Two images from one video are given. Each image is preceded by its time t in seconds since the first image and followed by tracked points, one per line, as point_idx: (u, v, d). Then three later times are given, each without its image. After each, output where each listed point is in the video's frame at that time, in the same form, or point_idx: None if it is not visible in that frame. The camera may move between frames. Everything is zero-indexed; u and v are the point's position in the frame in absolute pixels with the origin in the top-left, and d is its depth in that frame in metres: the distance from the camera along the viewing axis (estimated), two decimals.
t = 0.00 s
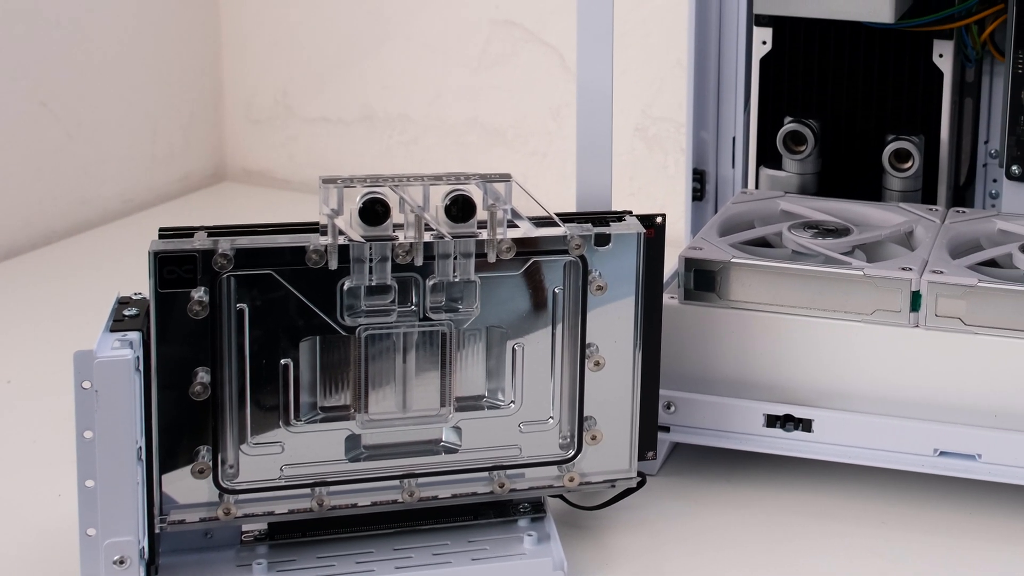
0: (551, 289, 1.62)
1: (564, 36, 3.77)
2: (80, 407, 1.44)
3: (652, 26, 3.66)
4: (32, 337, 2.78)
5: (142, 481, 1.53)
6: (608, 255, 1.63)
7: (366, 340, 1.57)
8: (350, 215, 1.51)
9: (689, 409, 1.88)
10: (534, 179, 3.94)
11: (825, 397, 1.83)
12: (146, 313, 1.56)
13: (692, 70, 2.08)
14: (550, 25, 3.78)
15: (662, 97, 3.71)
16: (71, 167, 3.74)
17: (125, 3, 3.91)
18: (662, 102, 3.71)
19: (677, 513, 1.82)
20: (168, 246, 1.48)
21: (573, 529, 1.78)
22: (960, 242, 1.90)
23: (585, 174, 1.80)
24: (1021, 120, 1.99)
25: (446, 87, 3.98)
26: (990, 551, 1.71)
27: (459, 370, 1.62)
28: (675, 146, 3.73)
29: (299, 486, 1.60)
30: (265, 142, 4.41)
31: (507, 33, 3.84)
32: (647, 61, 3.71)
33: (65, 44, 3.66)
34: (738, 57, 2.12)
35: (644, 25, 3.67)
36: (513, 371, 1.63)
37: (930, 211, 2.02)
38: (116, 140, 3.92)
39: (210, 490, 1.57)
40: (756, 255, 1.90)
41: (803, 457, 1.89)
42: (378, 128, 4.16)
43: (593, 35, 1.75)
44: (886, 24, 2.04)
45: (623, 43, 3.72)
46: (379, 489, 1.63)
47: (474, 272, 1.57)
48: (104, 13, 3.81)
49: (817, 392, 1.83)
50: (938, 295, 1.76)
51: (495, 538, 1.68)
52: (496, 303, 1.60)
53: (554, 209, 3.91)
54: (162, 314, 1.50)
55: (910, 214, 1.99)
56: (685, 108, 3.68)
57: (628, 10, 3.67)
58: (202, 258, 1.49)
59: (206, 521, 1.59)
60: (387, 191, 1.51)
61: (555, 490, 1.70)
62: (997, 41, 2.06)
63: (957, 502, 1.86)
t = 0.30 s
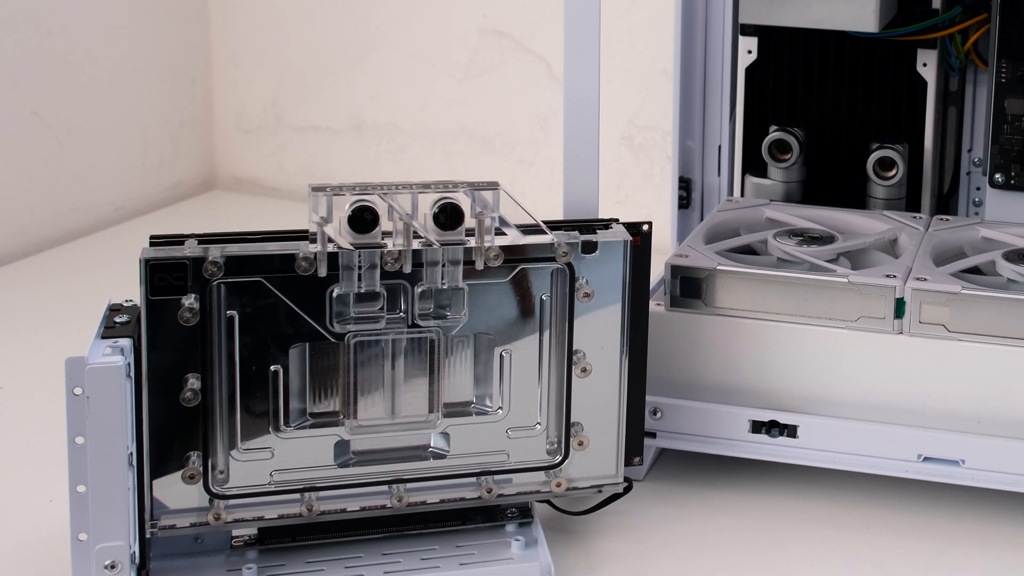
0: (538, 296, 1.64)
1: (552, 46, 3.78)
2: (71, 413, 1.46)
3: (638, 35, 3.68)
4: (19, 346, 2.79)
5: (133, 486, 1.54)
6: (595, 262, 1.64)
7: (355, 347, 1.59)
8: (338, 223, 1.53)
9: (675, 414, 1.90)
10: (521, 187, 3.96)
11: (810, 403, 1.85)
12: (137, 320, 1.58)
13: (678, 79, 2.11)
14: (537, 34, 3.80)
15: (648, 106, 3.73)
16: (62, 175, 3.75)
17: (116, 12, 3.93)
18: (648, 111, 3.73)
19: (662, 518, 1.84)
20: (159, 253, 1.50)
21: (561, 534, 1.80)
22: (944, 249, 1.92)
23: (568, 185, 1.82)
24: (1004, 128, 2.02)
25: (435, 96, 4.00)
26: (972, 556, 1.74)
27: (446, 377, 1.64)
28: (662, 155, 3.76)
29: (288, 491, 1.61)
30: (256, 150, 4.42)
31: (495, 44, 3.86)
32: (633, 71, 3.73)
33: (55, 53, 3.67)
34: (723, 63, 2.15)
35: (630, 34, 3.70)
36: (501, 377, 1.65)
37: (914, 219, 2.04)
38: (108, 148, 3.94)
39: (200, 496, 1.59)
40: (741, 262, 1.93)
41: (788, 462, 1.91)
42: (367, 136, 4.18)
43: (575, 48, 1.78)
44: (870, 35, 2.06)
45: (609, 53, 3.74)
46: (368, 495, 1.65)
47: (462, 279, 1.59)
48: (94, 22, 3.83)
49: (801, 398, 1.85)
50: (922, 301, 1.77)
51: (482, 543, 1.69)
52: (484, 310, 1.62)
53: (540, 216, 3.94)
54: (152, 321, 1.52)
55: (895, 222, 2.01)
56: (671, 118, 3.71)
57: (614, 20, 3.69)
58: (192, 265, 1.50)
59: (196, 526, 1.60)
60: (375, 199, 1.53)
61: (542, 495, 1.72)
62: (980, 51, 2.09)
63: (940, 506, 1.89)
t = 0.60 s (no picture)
0: (526, 303, 1.66)
1: (539, 54, 3.82)
2: (64, 419, 1.47)
3: (625, 45, 3.71)
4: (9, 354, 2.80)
5: (125, 491, 1.56)
6: (583, 269, 1.66)
7: (345, 353, 1.61)
8: (329, 230, 1.55)
9: (662, 420, 1.91)
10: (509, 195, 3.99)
11: (795, 408, 1.87)
12: (129, 326, 1.59)
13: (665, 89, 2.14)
14: (526, 44, 3.83)
15: (635, 115, 3.76)
16: (56, 182, 3.76)
17: (108, 20, 3.94)
18: (635, 120, 3.76)
19: (649, 523, 1.86)
20: (152, 260, 1.51)
21: (549, 538, 1.82)
22: (928, 256, 1.95)
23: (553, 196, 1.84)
24: (988, 136, 2.05)
25: (425, 104, 4.02)
26: (954, 560, 1.76)
27: (436, 383, 1.66)
28: (648, 163, 3.78)
29: (279, 495, 1.63)
30: (247, 158, 4.43)
31: (484, 52, 3.89)
32: (620, 80, 3.76)
33: (48, 61, 3.69)
34: (709, 72, 2.19)
35: (617, 44, 3.73)
36: (489, 383, 1.67)
37: (899, 226, 2.07)
38: (101, 155, 3.95)
39: (191, 500, 1.61)
40: (727, 269, 1.95)
41: (774, 467, 1.93)
42: (356, 145, 4.19)
43: (560, 62, 1.80)
44: (856, 43, 2.09)
45: (596, 62, 3.77)
46: (357, 499, 1.67)
47: (451, 286, 1.60)
48: (86, 31, 3.84)
49: (787, 404, 1.87)
50: (907, 308, 1.80)
51: (471, 547, 1.71)
52: (472, 316, 1.64)
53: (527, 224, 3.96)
54: (144, 327, 1.53)
55: (880, 228, 2.03)
56: (658, 126, 3.73)
57: (602, 30, 3.72)
58: (184, 273, 1.52)
59: (188, 530, 1.62)
60: (366, 207, 1.55)
61: (530, 500, 1.74)
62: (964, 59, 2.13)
63: (924, 511, 1.91)
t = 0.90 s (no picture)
0: (515, 310, 1.68)
1: (527, 63, 3.86)
2: (58, 423, 1.49)
3: (613, 53, 3.75)
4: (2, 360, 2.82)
5: (118, 495, 1.58)
6: (570, 276, 1.69)
7: (336, 358, 1.63)
8: (319, 237, 1.57)
9: (650, 424, 1.94)
10: (499, 202, 4.02)
11: (781, 413, 1.90)
12: (122, 332, 1.61)
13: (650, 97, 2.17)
14: (513, 54, 3.87)
15: (622, 123, 3.79)
16: (49, 190, 3.78)
17: (102, 28, 3.96)
18: (623, 128, 3.79)
19: (636, 527, 1.88)
20: (144, 267, 1.53)
21: (538, 542, 1.84)
22: (912, 263, 1.98)
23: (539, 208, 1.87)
24: (972, 144, 2.10)
25: (415, 112, 4.05)
26: (937, 564, 1.78)
27: (426, 388, 1.68)
28: (636, 170, 3.81)
29: (270, 500, 1.65)
30: (240, 165, 4.45)
31: (473, 61, 3.93)
32: (607, 89, 3.79)
33: (41, 69, 3.70)
34: (696, 81, 2.22)
35: (605, 53, 3.76)
36: (478, 388, 1.69)
37: (883, 233, 2.09)
38: (94, 163, 3.97)
39: (184, 504, 1.63)
40: (713, 276, 1.97)
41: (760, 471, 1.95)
42: (347, 153, 4.22)
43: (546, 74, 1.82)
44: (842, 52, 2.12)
45: (584, 70, 3.80)
46: (348, 503, 1.69)
47: (441, 292, 1.62)
48: (80, 39, 3.87)
49: (773, 409, 1.90)
50: (891, 314, 1.82)
51: (460, 551, 1.73)
52: (461, 322, 1.66)
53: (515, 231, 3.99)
54: (137, 333, 1.55)
55: (864, 236, 2.06)
56: (646, 134, 3.76)
57: (589, 39, 3.75)
58: (176, 279, 1.54)
59: (181, 534, 1.64)
60: (355, 215, 1.57)
61: (518, 504, 1.76)
62: (948, 68, 2.16)
63: (908, 515, 1.93)
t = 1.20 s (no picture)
0: (504, 315, 1.70)
1: (517, 72, 3.90)
2: (53, 427, 1.51)
3: (601, 62, 3.78)
4: None
5: (112, 498, 1.60)
6: (559, 282, 1.71)
7: (327, 363, 1.65)
8: (311, 244, 1.59)
9: (637, 429, 1.96)
10: (487, 210, 4.08)
11: (767, 417, 1.92)
12: (116, 338, 1.64)
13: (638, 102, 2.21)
14: (503, 62, 3.92)
15: (610, 130, 3.83)
16: (43, 198, 3.80)
17: (96, 38, 3.98)
18: (610, 135, 3.82)
19: (622, 530, 1.91)
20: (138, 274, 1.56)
21: (527, 545, 1.87)
22: (897, 269, 2.01)
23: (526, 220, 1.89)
24: (955, 152, 2.13)
25: (405, 120, 4.09)
26: (920, 566, 1.81)
27: (416, 393, 1.70)
28: (623, 178, 3.84)
29: (262, 503, 1.67)
30: (232, 173, 4.47)
31: (463, 70, 3.97)
32: (595, 96, 3.82)
33: (35, 79, 3.72)
34: (682, 88, 2.26)
35: (593, 61, 3.80)
36: (468, 393, 1.72)
37: (867, 240, 2.13)
38: (88, 171, 3.99)
39: (177, 507, 1.65)
40: (700, 282, 2.00)
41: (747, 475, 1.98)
42: (339, 160, 4.24)
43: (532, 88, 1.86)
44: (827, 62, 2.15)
45: (572, 78, 3.84)
46: (339, 506, 1.72)
47: (431, 298, 1.65)
48: (75, 48, 3.89)
49: (758, 413, 1.92)
50: (876, 319, 1.85)
51: (450, 554, 1.76)
52: (451, 328, 1.68)
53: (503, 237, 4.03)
54: (131, 339, 1.58)
55: (849, 242, 2.09)
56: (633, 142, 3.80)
57: (577, 48, 3.79)
58: (170, 285, 1.56)
59: (174, 537, 1.66)
60: (347, 221, 1.59)
61: (507, 507, 1.78)
62: (932, 77, 2.19)
63: (890, 518, 1.96)
